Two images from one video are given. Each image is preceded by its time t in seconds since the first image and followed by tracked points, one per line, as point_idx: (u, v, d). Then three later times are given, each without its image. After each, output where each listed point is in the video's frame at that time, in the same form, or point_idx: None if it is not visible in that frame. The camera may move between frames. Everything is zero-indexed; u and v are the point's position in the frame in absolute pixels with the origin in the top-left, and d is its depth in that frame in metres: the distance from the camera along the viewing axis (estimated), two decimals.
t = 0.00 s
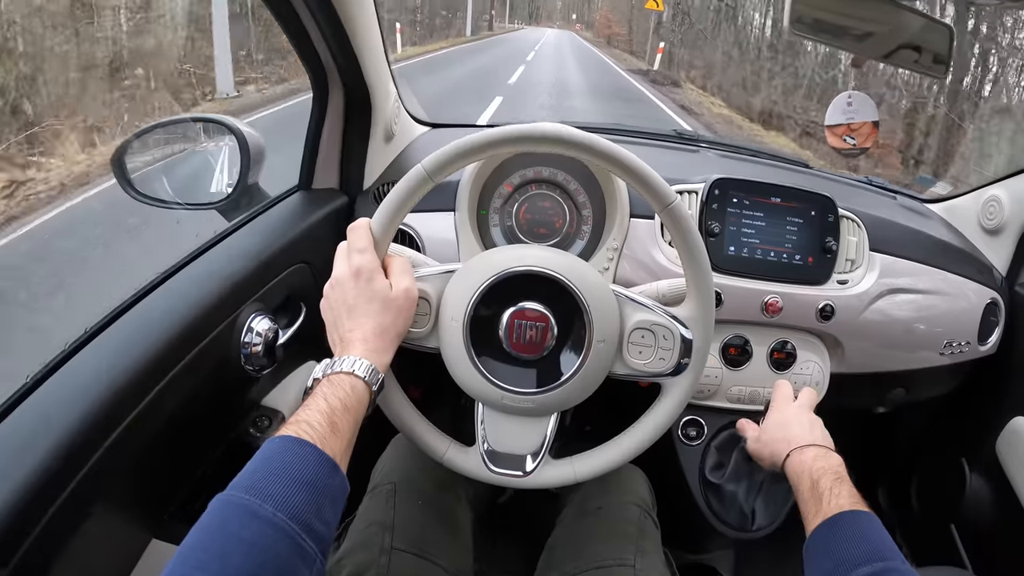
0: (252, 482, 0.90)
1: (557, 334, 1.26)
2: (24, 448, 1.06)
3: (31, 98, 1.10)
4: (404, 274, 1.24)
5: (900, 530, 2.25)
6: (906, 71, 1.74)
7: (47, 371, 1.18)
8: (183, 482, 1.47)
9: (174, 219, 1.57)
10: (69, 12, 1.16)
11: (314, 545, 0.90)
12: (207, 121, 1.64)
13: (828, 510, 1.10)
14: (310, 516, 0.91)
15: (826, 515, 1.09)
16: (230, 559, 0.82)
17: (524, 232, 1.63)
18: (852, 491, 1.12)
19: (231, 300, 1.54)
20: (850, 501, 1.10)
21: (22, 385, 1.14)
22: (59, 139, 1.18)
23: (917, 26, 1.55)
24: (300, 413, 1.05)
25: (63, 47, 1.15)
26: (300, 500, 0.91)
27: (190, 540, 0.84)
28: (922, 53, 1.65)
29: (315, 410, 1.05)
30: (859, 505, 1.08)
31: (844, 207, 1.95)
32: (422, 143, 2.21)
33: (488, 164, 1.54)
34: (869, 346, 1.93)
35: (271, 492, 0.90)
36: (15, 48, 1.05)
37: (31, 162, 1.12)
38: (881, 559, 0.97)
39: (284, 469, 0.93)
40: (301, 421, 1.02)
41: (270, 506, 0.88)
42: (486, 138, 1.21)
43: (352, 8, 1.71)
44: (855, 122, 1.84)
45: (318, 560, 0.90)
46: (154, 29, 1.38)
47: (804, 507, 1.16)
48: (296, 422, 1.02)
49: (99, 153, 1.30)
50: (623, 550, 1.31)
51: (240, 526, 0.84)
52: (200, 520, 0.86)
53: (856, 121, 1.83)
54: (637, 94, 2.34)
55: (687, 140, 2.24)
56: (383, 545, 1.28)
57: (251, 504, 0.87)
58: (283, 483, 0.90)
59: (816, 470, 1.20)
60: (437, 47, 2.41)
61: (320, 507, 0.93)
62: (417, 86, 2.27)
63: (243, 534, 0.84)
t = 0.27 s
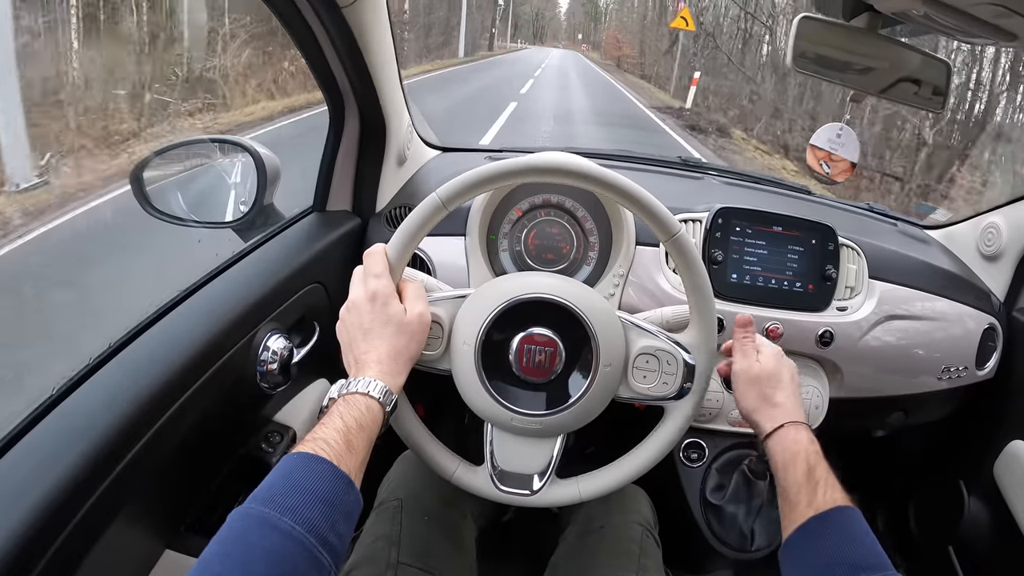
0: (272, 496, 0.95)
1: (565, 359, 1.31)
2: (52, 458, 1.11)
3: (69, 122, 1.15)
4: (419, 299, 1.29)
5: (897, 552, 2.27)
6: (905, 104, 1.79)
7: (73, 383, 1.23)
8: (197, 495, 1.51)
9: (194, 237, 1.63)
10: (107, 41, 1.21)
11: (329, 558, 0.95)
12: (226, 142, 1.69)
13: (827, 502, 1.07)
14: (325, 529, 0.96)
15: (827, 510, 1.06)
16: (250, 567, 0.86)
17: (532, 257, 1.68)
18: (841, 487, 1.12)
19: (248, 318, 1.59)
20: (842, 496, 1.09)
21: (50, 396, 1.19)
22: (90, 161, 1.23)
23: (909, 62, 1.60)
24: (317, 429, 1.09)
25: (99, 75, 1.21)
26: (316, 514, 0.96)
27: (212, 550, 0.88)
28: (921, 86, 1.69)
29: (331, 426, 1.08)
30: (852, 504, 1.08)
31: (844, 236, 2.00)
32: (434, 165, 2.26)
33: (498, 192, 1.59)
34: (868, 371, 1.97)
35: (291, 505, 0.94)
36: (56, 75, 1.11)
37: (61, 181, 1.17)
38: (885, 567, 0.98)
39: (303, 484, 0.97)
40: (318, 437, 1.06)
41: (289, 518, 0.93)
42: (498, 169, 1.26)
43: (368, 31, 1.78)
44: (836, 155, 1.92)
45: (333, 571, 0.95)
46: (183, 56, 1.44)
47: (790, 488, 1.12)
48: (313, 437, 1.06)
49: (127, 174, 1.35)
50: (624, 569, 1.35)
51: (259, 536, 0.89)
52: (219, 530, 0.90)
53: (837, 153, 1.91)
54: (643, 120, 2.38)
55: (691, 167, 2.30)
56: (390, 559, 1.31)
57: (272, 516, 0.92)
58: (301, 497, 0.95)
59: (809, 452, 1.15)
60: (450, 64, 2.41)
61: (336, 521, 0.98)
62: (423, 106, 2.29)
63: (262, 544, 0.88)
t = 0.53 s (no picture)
0: (281, 514, 0.96)
1: (569, 367, 1.32)
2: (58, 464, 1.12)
3: (75, 131, 1.17)
4: (421, 310, 1.29)
5: (899, 559, 2.27)
6: (906, 114, 1.80)
7: (80, 390, 1.24)
8: (202, 502, 1.51)
9: (198, 246, 1.64)
10: (113, 51, 1.23)
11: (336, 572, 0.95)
12: (231, 151, 1.71)
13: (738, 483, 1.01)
14: (333, 545, 0.96)
15: (737, 495, 0.99)
16: None
17: (535, 266, 1.69)
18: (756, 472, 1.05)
19: (252, 326, 1.60)
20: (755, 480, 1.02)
21: (56, 403, 1.20)
22: (94, 168, 1.24)
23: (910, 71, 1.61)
24: (323, 446, 1.09)
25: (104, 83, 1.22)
26: (324, 529, 0.96)
27: (224, 564, 0.89)
28: (921, 95, 1.70)
29: (338, 443, 1.09)
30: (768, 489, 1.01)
31: (845, 244, 2.01)
32: (436, 175, 2.27)
33: (502, 200, 1.60)
34: (869, 378, 1.98)
35: (299, 522, 0.95)
36: (63, 85, 1.12)
37: (68, 190, 1.18)
38: (797, 550, 0.90)
39: (311, 500, 0.98)
40: (324, 454, 1.07)
41: (297, 535, 0.93)
42: (501, 179, 1.28)
43: (375, 43, 1.78)
44: (853, 167, 1.94)
45: None
46: (189, 66, 1.46)
47: (702, 473, 1.05)
48: (319, 455, 1.07)
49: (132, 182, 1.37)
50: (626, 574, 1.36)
51: (268, 553, 0.90)
52: (231, 546, 0.91)
53: (855, 165, 1.94)
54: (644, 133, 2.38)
55: (693, 176, 2.31)
56: (393, 565, 1.32)
57: (279, 533, 0.92)
58: (309, 513, 0.96)
59: (726, 436, 1.07)
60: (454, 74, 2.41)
61: (342, 536, 0.98)
62: (429, 117, 2.30)
63: (271, 560, 0.89)
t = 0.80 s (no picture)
0: (275, 529, 0.95)
1: (569, 372, 1.31)
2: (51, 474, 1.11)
3: (71, 137, 1.16)
4: (417, 322, 1.29)
5: (902, 562, 2.26)
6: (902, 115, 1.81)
7: (72, 401, 1.24)
8: (199, 511, 1.50)
9: (195, 253, 1.63)
10: (108, 58, 1.23)
11: None
12: (228, 159, 1.70)
13: (735, 474, 0.99)
14: (328, 559, 0.95)
15: (735, 485, 0.98)
16: None
17: (533, 272, 1.68)
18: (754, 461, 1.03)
19: (249, 333, 1.60)
20: (754, 470, 1.01)
21: (51, 411, 1.20)
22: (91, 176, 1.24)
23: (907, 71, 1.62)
24: (319, 461, 1.08)
25: (99, 89, 1.22)
26: (320, 545, 0.95)
27: None
28: (917, 96, 1.71)
29: (335, 458, 1.08)
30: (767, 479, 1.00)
31: (844, 247, 2.00)
32: (433, 182, 2.26)
33: (499, 207, 1.59)
34: (869, 381, 1.97)
35: (293, 537, 0.94)
36: (57, 91, 1.12)
37: (62, 196, 1.18)
38: (797, 537, 0.90)
39: (306, 515, 0.98)
40: (320, 469, 1.06)
41: (291, 551, 0.92)
42: (497, 184, 1.27)
43: (371, 48, 1.77)
44: (834, 167, 1.89)
45: None
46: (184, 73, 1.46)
47: (700, 465, 1.04)
48: (315, 471, 1.06)
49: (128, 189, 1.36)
50: None
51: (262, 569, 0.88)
52: (225, 562, 0.90)
53: (836, 165, 1.88)
54: (645, 137, 2.35)
55: (691, 180, 2.31)
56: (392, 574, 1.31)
57: (273, 549, 0.92)
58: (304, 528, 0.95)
59: (724, 428, 1.06)
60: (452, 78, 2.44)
61: (338, 551, 0.97)
62: (426, 123, 2.30)
63: None
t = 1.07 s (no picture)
0: (257, 520, 0.96)
1: (557, 376, 1.32)
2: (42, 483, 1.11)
3: (67, 151, 1.17)
4: (409, 319, 1.30)
5: (899, 563, 2.27)
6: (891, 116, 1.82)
7: (59, 414, 1.23)
8: (193, 516, 1.51)
9: (186, 260, 1.63)
10: (102, 70, 1.24)
11: None
12: (222, 166, 1.71)
13: (720, 482, 1.01)
14: (310, 550, 0.96)
15: (719, 494, 0.99)
16: None
17: (525, 276, 1.69)
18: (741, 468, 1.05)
19: (242, 339, 1.60)
20: (740, 478, 1.02)
21: (47, 416, 1.21)
22: (88, 188, 1.24)
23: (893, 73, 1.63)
24: (304, 452, 1.09)
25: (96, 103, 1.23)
26: (301, 535, 0.96)
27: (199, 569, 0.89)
28: (907, 97, 1.72)
29: (317, 449, 1.09)
30: (752, 486, 1.01)
31: (835, 249, 2.01)
32: (427, 187, 2.26)
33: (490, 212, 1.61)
34: (863, 381, 1.98)
35: (273, 527, 0.95)
36: (52, 101, 1.13)
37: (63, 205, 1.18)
38: (781, 545, 0.90)
39: (289, 506, 0.99)
40: (305, 461, 1.07)
41: (273, 541, 0.94)
42: (488, 190, 1.28)
43: (359, 55, 1.77)
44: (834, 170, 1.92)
45: None
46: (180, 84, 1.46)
47: (686, 474, 1.06)
48: (300, 461, 1.07)
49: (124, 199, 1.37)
50: None
51: (243, 557, 0.90)
52: (209, 550, 0.91)
53: (835, 168, 1.92)
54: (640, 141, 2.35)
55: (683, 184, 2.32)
56: None
57: (255, 539, 0.92)
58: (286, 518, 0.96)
59: (710, 437, 1.08)
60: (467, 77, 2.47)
61: (321, 541, 0.98)
62: (417, 128, 2.33)
63: (245, 565, 0.89)
